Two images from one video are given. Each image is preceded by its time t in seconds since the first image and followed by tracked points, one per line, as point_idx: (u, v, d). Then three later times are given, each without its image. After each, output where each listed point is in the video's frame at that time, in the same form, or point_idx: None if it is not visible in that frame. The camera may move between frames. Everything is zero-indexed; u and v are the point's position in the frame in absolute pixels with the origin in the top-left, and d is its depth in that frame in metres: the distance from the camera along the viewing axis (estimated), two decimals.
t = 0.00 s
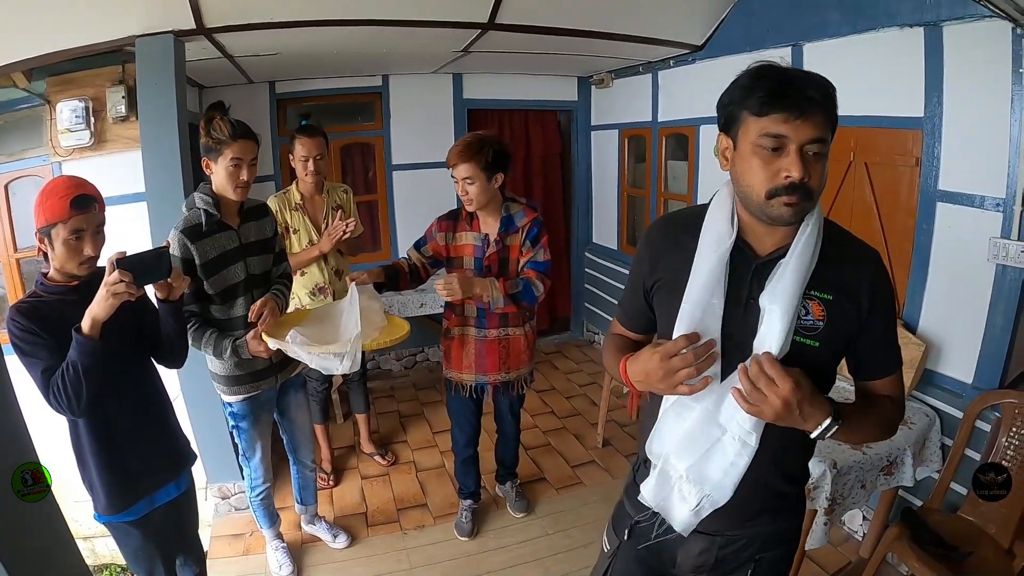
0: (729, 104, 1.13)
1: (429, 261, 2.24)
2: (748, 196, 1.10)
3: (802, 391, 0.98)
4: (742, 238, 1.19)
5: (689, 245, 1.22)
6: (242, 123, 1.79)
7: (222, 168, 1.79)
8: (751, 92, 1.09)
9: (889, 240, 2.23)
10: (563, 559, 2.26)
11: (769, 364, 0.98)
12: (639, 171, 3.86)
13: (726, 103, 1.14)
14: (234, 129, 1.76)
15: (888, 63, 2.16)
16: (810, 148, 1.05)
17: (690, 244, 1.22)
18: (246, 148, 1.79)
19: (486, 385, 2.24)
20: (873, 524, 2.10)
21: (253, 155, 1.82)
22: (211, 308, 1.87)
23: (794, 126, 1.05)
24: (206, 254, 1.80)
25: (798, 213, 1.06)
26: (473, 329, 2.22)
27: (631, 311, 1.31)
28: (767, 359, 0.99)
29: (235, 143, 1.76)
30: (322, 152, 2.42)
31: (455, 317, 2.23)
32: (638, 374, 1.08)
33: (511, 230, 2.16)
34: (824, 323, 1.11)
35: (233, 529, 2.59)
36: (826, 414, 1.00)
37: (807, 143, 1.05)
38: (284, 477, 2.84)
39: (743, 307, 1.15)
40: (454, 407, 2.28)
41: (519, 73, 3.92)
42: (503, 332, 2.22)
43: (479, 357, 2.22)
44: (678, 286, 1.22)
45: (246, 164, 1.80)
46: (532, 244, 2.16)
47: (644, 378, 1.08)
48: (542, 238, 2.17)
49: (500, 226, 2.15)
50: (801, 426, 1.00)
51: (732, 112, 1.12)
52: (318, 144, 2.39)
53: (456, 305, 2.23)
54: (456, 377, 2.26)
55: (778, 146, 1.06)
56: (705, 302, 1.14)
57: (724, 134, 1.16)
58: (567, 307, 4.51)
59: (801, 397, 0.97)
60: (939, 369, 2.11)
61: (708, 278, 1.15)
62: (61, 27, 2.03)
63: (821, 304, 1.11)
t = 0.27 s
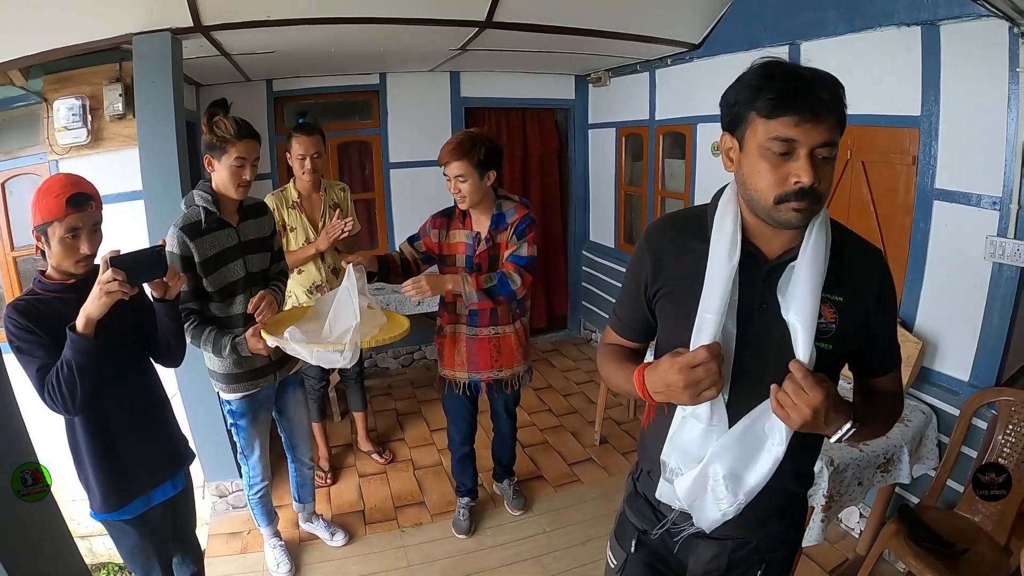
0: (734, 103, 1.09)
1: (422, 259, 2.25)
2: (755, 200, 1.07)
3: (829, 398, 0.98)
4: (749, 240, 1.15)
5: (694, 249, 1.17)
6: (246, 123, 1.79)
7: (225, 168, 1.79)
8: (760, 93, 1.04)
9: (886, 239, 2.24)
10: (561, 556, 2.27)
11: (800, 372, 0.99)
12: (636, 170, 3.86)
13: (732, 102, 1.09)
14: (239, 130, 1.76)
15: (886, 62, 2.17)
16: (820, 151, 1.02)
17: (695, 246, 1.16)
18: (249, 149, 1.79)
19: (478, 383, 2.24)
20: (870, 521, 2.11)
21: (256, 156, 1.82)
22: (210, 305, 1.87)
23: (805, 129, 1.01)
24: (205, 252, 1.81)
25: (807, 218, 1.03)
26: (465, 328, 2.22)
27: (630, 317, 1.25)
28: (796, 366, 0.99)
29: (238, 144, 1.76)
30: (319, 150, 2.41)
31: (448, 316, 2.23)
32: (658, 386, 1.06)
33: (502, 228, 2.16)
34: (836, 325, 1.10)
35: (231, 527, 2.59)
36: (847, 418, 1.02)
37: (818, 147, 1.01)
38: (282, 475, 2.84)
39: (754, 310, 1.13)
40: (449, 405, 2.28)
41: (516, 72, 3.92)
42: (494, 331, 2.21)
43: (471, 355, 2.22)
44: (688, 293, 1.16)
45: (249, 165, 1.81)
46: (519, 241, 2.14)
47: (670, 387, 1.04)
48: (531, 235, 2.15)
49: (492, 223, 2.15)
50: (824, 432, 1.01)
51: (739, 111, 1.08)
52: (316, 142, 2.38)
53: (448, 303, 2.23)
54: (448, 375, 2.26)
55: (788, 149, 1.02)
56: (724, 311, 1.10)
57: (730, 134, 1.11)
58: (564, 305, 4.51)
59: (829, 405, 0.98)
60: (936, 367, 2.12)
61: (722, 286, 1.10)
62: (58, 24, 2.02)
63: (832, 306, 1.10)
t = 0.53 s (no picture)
0: (745, 105, 1.01)
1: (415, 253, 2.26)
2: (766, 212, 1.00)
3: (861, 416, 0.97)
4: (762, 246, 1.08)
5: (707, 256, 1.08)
6: (255, 124, 1.82)
7: (234, 167, 1.82)
8: (774, 97, 0.97)
9: (885, 237, 2.24)
10: (560, 553, 2.28)
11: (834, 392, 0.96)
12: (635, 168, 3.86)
13: (743, 104, 1.02)
14: (248, 130, 1.78)
15: (885, 61, 2.17)
16: (835, 160, 0.96)
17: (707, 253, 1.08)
18: (258, 150, 1.82)
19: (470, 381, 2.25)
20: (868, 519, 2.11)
21: (264, 156, 1.85)
22: (212, 303, 1.88)
23: (821, 137, 0.95)
24: (208, 250, 1.81)
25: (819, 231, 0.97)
26: (457, 325, 2.24)
27: (631, 331, 1.14)
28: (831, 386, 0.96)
29: (247, 144, 1.79)
30: (318, 148, 2.41)
31: (440, 313, 2.25)
32: (694, 414, 0.98)
33: (491, 225, 2.15)
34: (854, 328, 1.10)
35: (231, 525, 2.59)
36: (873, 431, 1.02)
37: (834, 157, 0.95)
38: (281, 473, 2.84)
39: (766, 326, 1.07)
40: (446, 403, 2.30)
41: (515, 69, 3.91)
42: (480, 329, 2.22)
43: (462, 352, 2.23)
44: (701, 305, 1.08)
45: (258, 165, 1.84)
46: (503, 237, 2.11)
47: (707, 412, 0.96)
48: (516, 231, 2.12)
49: (481, 221, 2.15)
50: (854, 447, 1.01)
51: (753, 116, 1.00)
52: (315, 139, 2.37)
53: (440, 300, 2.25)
54: (442, 372, 2.28)
55: (805, 159, 0.96)
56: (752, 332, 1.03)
57: (741, 136, 1.04)
58: (563, 303, 4.52)
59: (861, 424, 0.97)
60: (935, 365, 2.13)
61: (745, 301, 1.03)
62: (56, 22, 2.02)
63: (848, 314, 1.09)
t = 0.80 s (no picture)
0: (770, 111, 0.93)
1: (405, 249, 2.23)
2: (790, 229, 0.94)
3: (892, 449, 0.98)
4: (784, 261, 1.01)
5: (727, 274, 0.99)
6: (261, 121, 1.83)
7: (241, 164, 1.83)
8: (803, 104, 0.89)
9: (884, 235, 2.25)
10: (560, 550, 2.28)
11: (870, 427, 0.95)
12: (634, 165, 3.86)
13: (770, 107, 0.92)
14: (253, 126, 1.80)
15: (884, 60, 2.17)
16: (869, 175, 0.88)
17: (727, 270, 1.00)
18: (264, 147, 1.84)
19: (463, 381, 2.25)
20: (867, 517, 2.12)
21: (270, 152, 1.87)
22: (216, 298, 1.88)
23: (856, 152, 0.87)
24: (215, 246, 1.82)
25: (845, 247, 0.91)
26: (448, 324, 2.23)
27: (638, 353, 1.03)
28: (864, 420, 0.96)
29: (254, 140, 1.80)
30: (318, 145, 2.41)
31: (431, 312, 2.25)
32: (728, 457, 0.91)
33: (480, 224, 2.15)
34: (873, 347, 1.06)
35: (231, 523, 2.59)
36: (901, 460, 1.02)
37: (868, 172, 0.88)
38: (281, 470, 2.84)
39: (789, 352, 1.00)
40: (444, 403, 2.30)
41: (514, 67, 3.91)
42: (468, 329, 2.21)
43: (451, 353, 2.23)
44: (722, 329, 1.00)
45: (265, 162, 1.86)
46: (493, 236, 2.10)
47: (751, 457, 0.89)
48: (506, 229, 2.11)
49: (471, 220, 2.16)
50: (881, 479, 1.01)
51: (779, 123, 0.91)
52: (314, 136, 2.37)
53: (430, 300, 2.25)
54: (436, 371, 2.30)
55: (836, 175, 0.88)
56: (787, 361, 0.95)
57: (763, 143, 0.95)
58: (562, 301, 4.52)
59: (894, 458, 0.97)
60: (934, 364, 2.14)
61: (774, 329, 0.95)
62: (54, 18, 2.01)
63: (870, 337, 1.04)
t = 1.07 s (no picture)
0: (809, 111, 0.84)
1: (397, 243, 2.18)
2: (826, 243, 0.88)
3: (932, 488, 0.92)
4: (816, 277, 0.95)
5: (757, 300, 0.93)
6: (263, 114, 1.85)
7: (244, 158, 1.83)
8: (851, 105, 0.81)
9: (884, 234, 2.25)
10: (559, 547, 2.28)
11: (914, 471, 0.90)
12: (633, 163, 3.86)
13: (807, 108, 0.84)
14: (254, 119, 1.81)
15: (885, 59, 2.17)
16: (919, 185, 0.82)
17: (758, 294, 0.93)
18: (267, 139, 1.85)
19: (457, 380, 2.24)
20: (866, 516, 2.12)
21: (273, 146, 1.88)
22: (220, 294, 1.87)
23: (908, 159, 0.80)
24: (219, 242, 1.83)
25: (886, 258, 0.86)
26: (443, 324, 2.20)
27: (655, 379, 0.96)
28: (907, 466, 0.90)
29: (257, 134, 1.81)
30: (317, 142, 2.40)
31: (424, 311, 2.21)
32: (775, 501, 0.84)
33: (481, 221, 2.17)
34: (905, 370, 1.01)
35: (229, 520, 2.59)
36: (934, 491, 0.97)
37: (919, 181, 0.82)
38: (279, 468, 2.84)
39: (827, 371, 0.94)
40: (440, 404, 2.28)
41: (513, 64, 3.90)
42: (470, 326, 2.20)
43: (449, 352, 2.21)
44: (752, 354, 0.93)
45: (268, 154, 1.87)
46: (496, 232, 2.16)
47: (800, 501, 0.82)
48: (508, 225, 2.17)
49: (470, 217, 2.17)
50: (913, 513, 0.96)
51: (821, 127, 0.84)
52: (314, 133, 2.37)
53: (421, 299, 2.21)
54: (429, 371, 2.26)
55: (885, 185, 0.81)
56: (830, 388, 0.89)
57: (800, 145, 0.87)
58: (560, 298, 4.52)
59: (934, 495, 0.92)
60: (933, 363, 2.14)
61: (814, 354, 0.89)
62: (52, 14, 2.00)
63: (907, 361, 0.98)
